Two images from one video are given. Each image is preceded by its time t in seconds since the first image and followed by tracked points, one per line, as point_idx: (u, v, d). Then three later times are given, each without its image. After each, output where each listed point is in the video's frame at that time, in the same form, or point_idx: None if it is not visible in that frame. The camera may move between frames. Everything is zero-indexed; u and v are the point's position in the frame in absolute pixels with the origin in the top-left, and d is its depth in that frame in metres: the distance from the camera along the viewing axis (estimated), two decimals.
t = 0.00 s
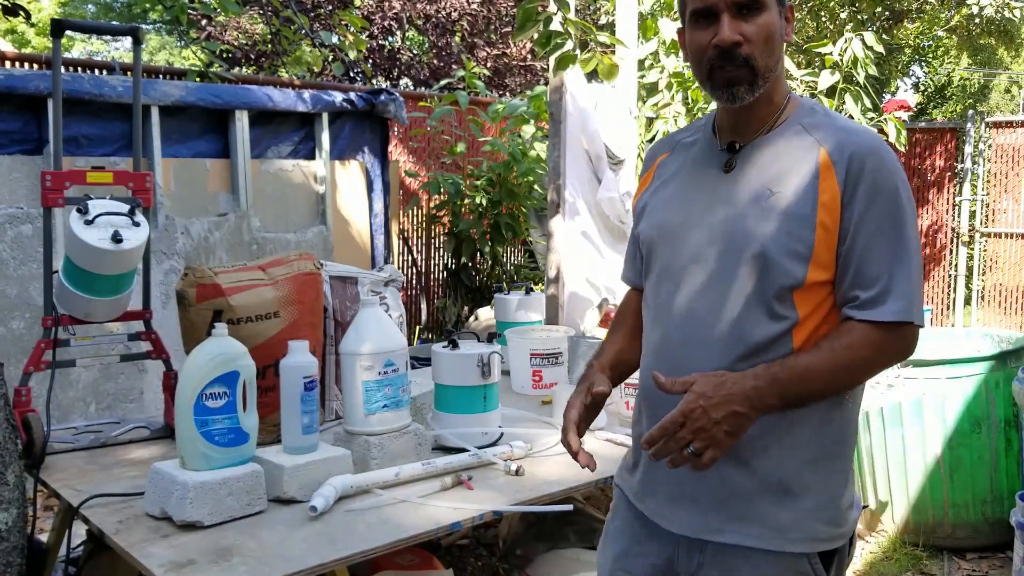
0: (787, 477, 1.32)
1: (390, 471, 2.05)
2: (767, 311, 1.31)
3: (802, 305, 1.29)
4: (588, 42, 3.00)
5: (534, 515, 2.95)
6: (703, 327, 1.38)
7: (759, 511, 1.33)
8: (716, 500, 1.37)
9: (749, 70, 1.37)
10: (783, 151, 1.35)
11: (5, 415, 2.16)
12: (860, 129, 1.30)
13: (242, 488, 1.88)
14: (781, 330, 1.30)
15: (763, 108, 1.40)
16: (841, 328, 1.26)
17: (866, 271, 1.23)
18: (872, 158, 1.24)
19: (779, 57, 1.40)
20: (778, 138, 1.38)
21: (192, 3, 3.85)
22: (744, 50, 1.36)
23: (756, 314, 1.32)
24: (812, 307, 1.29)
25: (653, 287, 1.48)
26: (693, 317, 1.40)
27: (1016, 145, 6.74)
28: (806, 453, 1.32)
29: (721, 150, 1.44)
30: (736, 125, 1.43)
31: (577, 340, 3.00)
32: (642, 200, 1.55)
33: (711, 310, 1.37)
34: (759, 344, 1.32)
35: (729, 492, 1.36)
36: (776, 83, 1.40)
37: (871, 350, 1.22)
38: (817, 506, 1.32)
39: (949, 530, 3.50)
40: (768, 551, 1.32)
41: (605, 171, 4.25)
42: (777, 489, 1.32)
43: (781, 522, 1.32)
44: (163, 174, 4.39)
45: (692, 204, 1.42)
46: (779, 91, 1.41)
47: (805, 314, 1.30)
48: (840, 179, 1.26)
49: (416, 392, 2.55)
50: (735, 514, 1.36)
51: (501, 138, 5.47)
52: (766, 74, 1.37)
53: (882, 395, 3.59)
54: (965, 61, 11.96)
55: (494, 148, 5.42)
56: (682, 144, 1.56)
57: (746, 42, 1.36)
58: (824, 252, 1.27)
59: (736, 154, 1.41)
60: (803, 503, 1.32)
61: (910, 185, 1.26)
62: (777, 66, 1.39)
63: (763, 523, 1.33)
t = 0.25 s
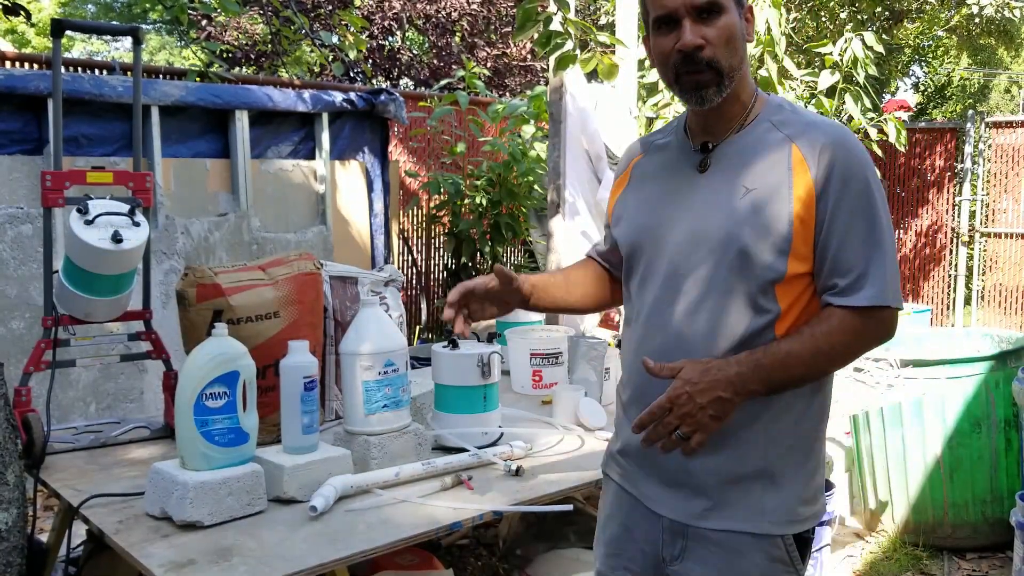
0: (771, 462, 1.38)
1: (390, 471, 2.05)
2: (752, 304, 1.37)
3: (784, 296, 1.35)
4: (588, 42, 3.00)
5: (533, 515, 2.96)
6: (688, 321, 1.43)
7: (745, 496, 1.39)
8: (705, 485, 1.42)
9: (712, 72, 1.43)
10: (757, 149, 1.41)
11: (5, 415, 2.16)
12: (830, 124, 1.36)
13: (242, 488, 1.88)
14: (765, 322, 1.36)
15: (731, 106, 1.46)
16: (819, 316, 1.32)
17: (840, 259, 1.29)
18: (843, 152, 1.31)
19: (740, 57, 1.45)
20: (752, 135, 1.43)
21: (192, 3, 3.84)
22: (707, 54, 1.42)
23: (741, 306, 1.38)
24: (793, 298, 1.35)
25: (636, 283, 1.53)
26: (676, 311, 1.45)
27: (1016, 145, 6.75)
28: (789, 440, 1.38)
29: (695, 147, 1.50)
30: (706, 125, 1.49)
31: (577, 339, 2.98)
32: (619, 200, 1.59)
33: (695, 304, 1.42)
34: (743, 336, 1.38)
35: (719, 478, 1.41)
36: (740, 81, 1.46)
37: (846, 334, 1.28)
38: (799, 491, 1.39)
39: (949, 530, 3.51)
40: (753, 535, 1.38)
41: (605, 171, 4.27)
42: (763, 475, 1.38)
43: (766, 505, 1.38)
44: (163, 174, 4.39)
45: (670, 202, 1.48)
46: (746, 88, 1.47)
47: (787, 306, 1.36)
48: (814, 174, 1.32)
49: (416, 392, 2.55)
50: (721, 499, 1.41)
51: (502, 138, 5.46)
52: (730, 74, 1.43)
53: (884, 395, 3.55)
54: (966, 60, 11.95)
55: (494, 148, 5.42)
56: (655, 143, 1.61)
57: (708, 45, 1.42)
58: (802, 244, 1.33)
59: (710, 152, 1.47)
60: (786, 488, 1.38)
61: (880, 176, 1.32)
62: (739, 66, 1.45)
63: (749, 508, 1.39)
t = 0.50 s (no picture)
0: (768, 456, 1.39)
1: (390, 471, 2.04)
2: (748, 301, 1.37)
3: (778, 294, 1.36)
4: (588, 42, 3.00)
5: (533, 515, 2.96)
6: (683, 320, 1.43)
7: (746, 489, 1.40)
8: (704, 481, 1.42)
9: (702, 75, 1.43)
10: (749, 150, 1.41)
11: (4, 415, 2.15)
12: (819, 125, 1.38)
13: (242, 489, 1.88)
14: (761, 318, 1.37)
15: (719, 108, 1.47)
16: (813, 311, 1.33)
17: (834, 257, 1.31)
18: (834, 151, 1.33)
19: (728, 60, 1.46)
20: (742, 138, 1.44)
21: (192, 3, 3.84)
22: (696, 57, 1.42)
23: (737, 304, 1.38)
24: (787, 296, 1.37)
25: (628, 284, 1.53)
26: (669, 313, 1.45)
27: (1016, 145, 6.76)
28: (784, 433, 1.40)
29: (684, 149, 1.50)
30: (696, 128, 1.49)
31: (576, 340, 3.03)
32: (608, 203, 1.58)
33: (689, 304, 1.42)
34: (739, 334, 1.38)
35: (718, 473, 1.41)
36: (728, 84, 1.46)
37: (841, 329, 1.30)
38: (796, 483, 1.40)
39: (949, 530, 3.51)
40: (756, 526, 1.38)
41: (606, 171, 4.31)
42: (762, 467, 1.39)
43: (767, 497, 1.39)
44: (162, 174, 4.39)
45: (662, 204, 1.47)
46: (733, 91, 1.48)
47: (781, 303, 1.37)
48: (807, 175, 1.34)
49: (416, 392, 2.54)
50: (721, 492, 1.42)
51: (502, 138, 5.45)
52: (719, 77, 1.44)
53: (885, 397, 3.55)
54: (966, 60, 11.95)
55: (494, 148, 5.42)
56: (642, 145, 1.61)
57: (698, 49, 1.42)
58: (797, 243, 1.34)
59: (700, 155, 1.47)
60: (784, 480, 1.39)
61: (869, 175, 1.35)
62: (727, 69, 1.45)
63: (750, 499, 1.39)
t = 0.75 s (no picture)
0: (761, 453, 1.39)
1: (390, 471, 2.05)
2: (743, 300, 1.37)
3: (773, 294, 1.37)
4: (588, 42, 3.00)
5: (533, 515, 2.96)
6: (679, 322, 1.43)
7: (740, 487, 1.40)
8: (699, 479, 1.42)
9: (702, 77, 1.43)
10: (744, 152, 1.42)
11: (4, 415, 2.16)
12: (812, 127, 1.39)
13: (242, 489, 1.88)
14: (756, 318, 1.37)
15: (715, 112, 1.47)
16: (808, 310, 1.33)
17: (828, 257, 1.32)
18: (828, 152, 1.34)
19: (729, 65, 1.46)
20: (736, 140, 1.44)
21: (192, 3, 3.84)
22: (697, 59, 1.42)
23: (731, 304, 1.38)
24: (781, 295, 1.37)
25: (624, 284, 1.53)
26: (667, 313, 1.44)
27: (1016, 145, 6.77)
28: (777, 431, 1.40)
29: (679, 151, 1.50)
30: (691, 129, 1.49)
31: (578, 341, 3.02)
32: (605, 204, 1.58)
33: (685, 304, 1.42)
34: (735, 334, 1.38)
35: (713, 471, 1.41)
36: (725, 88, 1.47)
37: (836, 327, 1.30)
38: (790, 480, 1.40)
39: (949, 530, 3.51)
40: (750, 523, 1.39)
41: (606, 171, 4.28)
42: (756, 465, 1.39)
43: (761, 495, 1.39)
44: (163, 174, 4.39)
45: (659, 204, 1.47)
46: (729, 96, 1.48)
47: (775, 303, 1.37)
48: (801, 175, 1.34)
49: (416, 392, 2.54)
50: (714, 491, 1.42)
51: (501, 138, 5.45)
52: (719, 80, 1.44)
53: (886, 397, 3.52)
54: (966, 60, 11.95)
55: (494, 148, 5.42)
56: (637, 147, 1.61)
57: (698, 51, 1.42)
58: (791, 243, 1.35)
59: (695, 156, 1.47)
60: (779, 477, 1.40)
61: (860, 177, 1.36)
62: (726, 73, 1.46)
63: (743, 497, 1.40)
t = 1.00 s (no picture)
0: (755, 451, 1.39)
1: (390, 471, 2.05)
2: (738, 297, 1.37)
3: (767, 292, 1.37)
4: (588, 42, 3.00)
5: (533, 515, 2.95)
6: (675, 320, 1.43)
7: (732, 484, 1.40)
8: (693, 476, 1.42)
9: (699, 78, 1.43)
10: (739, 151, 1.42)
11: (4, 415, 2.16)
12: (806, 126, 1.39)
13: (242, 488, 1.88)
14: (751, 314, 1.37)
15: (711, 113, 1.47)
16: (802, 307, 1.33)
17: (822, 255, 1.32)
18: (822, 152, 1.34)
19: (726, 65, 1.46)
20: (732, 140, 1.44)
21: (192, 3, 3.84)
22: (694, 60, 1.42)
23: (727, 301, 1.38)
24: (774, 293, 1.37)
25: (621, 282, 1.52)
26: (663, 310, 1.44)
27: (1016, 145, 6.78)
28: (771, 429, 1.40)
29: (675, 151, 1.50)
30: (687, 129, 1.49)
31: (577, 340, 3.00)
32: (603, 204, 1.58)
33: (682, 301, 1.42)
34: (731, 331, 1.38)
35: (705, 468, 1.41)
36: (722, 89, 1.46)
37: (830, 325, 1.30)
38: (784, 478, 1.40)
39: (950, 531, 3.51)
40: (741, 521, 1.39)
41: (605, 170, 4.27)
42: (749, 462, 1.39)
43: (753, 493, 1.39)
44: (162, 174, 4.39)
45: (656, 204, 1.47)
46: (726, 97, 1.48)
47: (769, 300, 1.37)
48: (795, 174, 1.35)
49: (416, 392, 2.54)
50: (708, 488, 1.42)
51: (501, 138, 5.46)
52: (715, 81, 1.44)
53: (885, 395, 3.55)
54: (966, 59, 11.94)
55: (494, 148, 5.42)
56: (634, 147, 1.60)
57: (696, 52, 1.42)
58: (785, 241, 1.35)
59: (692, 156, 1.47)
60: (772, 476, 1.39)
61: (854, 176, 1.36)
62: (723, 73, 1.46)
63: (734, 494, 1.40)
